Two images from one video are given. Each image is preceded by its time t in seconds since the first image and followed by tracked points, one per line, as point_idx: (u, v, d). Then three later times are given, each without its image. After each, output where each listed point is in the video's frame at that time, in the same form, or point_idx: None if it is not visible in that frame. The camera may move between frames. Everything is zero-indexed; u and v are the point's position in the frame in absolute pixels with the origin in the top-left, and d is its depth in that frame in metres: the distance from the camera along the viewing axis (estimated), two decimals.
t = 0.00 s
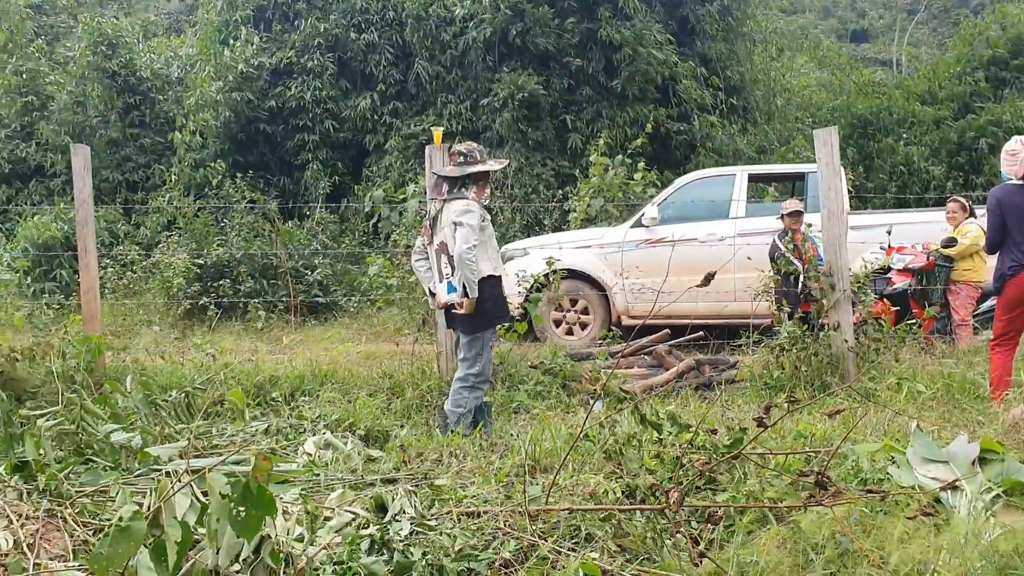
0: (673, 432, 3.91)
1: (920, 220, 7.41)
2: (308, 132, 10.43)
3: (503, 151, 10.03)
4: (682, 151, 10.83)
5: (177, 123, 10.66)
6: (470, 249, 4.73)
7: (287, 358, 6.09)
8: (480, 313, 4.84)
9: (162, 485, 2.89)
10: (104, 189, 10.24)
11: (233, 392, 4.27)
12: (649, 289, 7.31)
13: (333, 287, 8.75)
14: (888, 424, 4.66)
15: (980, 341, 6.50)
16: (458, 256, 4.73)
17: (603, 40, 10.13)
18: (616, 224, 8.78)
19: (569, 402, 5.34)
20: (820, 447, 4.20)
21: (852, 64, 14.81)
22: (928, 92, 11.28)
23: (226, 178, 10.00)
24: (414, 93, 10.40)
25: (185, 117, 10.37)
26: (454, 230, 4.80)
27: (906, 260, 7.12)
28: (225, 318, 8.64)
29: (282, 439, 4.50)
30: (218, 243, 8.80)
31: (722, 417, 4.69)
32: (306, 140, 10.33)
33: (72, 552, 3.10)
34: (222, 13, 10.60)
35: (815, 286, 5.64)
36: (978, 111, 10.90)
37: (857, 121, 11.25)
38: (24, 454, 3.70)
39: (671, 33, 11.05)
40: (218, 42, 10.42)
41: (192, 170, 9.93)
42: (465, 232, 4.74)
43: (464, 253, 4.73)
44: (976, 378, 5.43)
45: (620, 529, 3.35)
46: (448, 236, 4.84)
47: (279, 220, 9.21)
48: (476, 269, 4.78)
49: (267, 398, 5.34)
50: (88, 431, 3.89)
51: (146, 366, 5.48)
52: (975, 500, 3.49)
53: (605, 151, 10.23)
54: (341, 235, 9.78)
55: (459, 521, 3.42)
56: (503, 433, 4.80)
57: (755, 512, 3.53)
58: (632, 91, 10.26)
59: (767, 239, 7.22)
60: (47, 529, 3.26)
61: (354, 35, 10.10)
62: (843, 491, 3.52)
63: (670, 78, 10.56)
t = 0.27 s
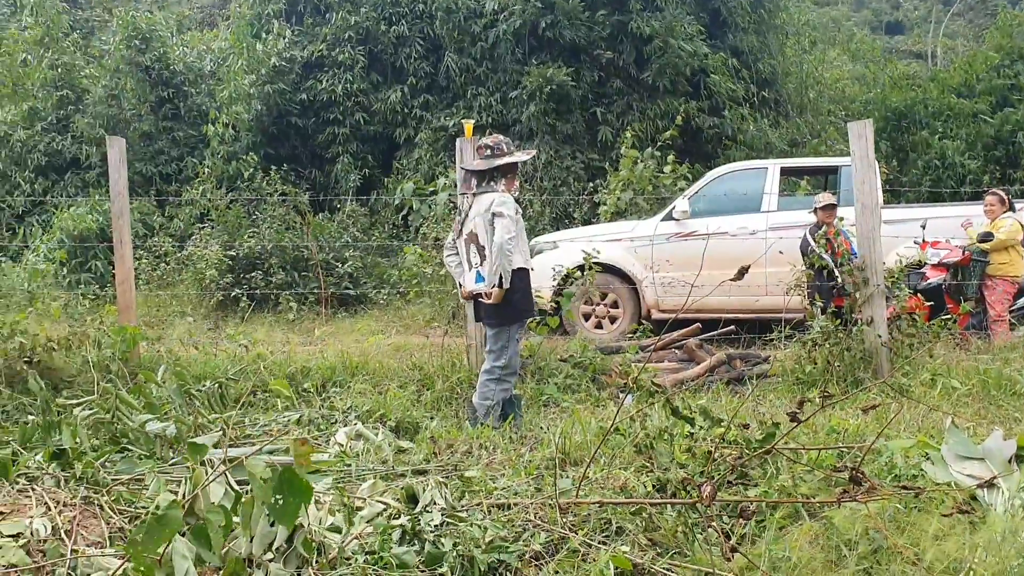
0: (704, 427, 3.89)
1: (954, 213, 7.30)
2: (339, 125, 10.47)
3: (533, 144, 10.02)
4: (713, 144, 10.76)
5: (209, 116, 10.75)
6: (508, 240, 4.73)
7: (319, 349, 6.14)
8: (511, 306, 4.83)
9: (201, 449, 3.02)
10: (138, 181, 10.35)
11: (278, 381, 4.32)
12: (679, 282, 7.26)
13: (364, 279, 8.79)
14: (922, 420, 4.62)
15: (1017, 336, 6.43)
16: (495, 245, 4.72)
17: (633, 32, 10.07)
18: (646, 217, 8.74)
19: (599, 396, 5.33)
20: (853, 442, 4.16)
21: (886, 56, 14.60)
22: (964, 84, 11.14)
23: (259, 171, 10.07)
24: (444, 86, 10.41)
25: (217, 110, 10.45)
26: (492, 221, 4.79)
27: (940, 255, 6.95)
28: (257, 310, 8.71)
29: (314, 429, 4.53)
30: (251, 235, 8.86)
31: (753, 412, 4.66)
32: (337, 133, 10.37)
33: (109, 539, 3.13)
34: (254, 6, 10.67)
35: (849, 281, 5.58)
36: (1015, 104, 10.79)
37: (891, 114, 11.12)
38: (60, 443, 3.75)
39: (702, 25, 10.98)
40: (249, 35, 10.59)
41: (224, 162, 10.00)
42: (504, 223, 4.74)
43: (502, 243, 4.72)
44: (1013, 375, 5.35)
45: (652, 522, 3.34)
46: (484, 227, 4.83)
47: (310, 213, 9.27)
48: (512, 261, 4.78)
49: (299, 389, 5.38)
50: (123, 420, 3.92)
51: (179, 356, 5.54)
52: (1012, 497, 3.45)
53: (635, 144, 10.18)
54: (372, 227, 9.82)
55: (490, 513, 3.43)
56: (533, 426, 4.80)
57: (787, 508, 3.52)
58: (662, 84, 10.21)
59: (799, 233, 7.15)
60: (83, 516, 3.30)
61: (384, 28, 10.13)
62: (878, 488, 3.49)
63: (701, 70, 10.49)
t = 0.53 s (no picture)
0: (718, 422, 3.88)
1: (971, 208, 7.24)
2: (354, 117, 10.48)
3: (547, 137, 9.99)
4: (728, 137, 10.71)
5: (224, 108, 10.78)
6: (523, 229, 4.72)
7: (333, 340, 6.15)
8: (525, 297, 4.82)
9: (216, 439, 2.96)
10: (154, 172, 10.39)
11: (288, 364, 4.51)
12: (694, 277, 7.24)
13: (378, 272, 8.81)
14: (939, 416, 4.59)
15: None
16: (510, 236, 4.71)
17: (649, 25, 10.02)
18: (660, 211, 8.70)
19: (612, 389, 5.32)
20: (868, 438, 4.14)
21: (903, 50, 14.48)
22: (984, 79, 11.03)
23: (274, 163, 10.10)
24: (459, 78, 10.40)
25: (232, 102, 10.47)
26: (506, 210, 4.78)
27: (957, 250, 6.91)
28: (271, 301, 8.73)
29: (329, 420, 4.55)
30: (266, 227, 8.89)
31: (768, 407, 4.64)
32: (351, 125, 10.38)
33: (125, 528, 3.15)
34: None
35: (865, 275, 5.55)
36: None
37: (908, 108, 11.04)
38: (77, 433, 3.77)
39: (719, 18, 10.92)
40: (265, 27, 10.59)
41: (239, 154, 10.03)
42: (519, 212, 4.72)
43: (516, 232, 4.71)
44: None
45: (666, 516, 3.33)
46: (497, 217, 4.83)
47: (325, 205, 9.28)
48: (526, 252, 4.76)
49: (313, 380, 5.39)
50: (139, 410, 3.94)
51: (194, 347, 5.56)
52: None
53: (649, 138, 10.14)
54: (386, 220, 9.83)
55: (503, 505, 3.44)
56: (547, 419, 4.79)
57: (801, 503, 3.51)
58: (678, 77, 10.16)
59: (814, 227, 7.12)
60: (100, 505, 3.32)
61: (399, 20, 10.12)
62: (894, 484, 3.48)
63: (716, 63, 10.44)
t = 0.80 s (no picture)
0: (735, 420, 3.87)
1: (992, 206, 7.21)
2: (371, 111, 10.49)
3: (564, 132, 9.98)
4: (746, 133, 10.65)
5: (242, 101, 10.81)
6: (543, 225, 4.71)
7: (350, 334, 6.18)
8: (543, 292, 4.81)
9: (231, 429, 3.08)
10: (172, 165, 10.44)
11: (307, 363, 4.40)
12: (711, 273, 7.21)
13: (394, 266, 8.82)
14: (957, 415, 4.56)
15: None
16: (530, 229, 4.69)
17: (667, 20, 9.98)
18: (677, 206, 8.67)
19: (628, 386, 5.32)
20: (887, 437, 4.12)
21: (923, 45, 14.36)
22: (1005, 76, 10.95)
23: (291, 156, 10.13)
24: (476, 72, 10.39)
25: (250, 96, 10.50)
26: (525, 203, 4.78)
27: (977, 248, 6.80)
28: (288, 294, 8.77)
29: (345, 414, 4.56)
30: (283, 220, 8.92)
31: (785, 406, 4.62)
32: (368, 119, 10.38)
33: (143, 520, 3.18)
34: None
35: (884, 273, 5.51)
36: None
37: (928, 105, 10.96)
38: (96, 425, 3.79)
39: (737, 14, 10.87)
40: (284, 21, 10.57)
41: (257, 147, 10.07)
42: (538, 207, 4.71)
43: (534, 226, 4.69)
44: None
45: (682, 514, 3.33)
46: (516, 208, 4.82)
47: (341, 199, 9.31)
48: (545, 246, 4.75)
49: (330, 374, 5.41)
50: (158, 402, 3.96)
51: (212, 339, 5.58)
52: None
53: (667, 133, 10.10)
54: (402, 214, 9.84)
55: (519, 501, 3.44)
56: (562, 415, 4.79)
57: (818, 502, 3.50)
58: (695, 72, 10.12)
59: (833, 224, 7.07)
60: (117, 498, 3.35)
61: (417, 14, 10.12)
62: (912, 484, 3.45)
63: (734, 58, 10.40)
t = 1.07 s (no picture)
0: (754, 418, 3.84)
1: (1014, 204, 7.15)
2: (388, 106, 10.49)
3: (581, 128, 9.95)
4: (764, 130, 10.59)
5: (260, 95, 10.85)
6: (555, 207, 4.70)
7: (367, 329, 6.19)
8: (560, 287, 4.81)
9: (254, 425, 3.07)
10: (191, 159, 10.48)
11: (330, 357, 4.45)
12: (728, 270, 7.18)
13: (410, 260, 8.82)
14: (978, 415, 4.52)
15: None
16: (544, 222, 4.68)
17: (686, 15, 9.94)
18: (695, 202, 8.63)
19: (646, 382, 5.30)
20: (907, 437, 4.09)
21: (942, 41, 14.24)
22: None
23: (309, 151, 10.15)
24: (494, 67, 10.37)
25: (269, 90, 10.53)
26: (540, 190, 4.77)
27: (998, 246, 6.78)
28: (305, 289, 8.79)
29: (363, 408, 4.58)
30: (300, 215, 8.94)
31: (804, 404, 4.59)
32: (386, 114, 10.39)
33: (162, 513, 3.20)
34: None
35: (904, 271, 5.48)
36: None
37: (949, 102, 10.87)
38: (116, 417, 3.81)
39: (757, 9, 10.81)
40: (303, 16, 10.56)
41: (274, 142, 10.11)
42: (550, 190, 4.71)
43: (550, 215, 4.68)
44: None
45: (700, 512, 3.31)
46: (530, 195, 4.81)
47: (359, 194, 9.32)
48: (558, 229, 4.73)
49: (347, 368, 5.42)
50: (177, 395, 3.98)
51: (230, 333, 5.60)
52: None
53: (685, 129, 10.05)
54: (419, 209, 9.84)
55: (536, 498, 3.44)
56: (580, 412, 4.78)
57: (838, 502, 3.47)
58: (713, 67, 10.07)
59: (853, 221, 7.03)
60: (137, 490, 3.37)
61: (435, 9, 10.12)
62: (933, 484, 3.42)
63: (753, 54, 10.34)
